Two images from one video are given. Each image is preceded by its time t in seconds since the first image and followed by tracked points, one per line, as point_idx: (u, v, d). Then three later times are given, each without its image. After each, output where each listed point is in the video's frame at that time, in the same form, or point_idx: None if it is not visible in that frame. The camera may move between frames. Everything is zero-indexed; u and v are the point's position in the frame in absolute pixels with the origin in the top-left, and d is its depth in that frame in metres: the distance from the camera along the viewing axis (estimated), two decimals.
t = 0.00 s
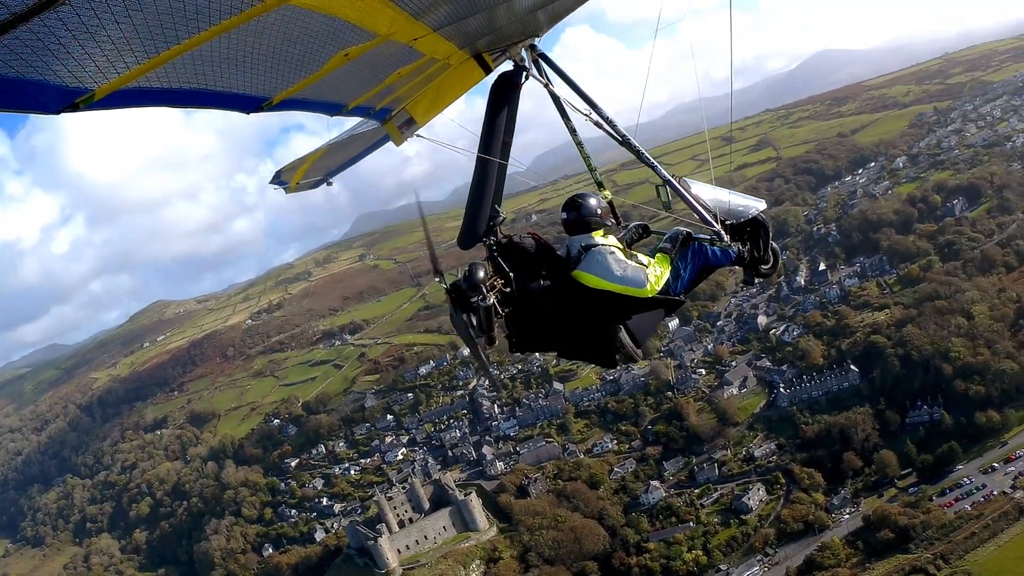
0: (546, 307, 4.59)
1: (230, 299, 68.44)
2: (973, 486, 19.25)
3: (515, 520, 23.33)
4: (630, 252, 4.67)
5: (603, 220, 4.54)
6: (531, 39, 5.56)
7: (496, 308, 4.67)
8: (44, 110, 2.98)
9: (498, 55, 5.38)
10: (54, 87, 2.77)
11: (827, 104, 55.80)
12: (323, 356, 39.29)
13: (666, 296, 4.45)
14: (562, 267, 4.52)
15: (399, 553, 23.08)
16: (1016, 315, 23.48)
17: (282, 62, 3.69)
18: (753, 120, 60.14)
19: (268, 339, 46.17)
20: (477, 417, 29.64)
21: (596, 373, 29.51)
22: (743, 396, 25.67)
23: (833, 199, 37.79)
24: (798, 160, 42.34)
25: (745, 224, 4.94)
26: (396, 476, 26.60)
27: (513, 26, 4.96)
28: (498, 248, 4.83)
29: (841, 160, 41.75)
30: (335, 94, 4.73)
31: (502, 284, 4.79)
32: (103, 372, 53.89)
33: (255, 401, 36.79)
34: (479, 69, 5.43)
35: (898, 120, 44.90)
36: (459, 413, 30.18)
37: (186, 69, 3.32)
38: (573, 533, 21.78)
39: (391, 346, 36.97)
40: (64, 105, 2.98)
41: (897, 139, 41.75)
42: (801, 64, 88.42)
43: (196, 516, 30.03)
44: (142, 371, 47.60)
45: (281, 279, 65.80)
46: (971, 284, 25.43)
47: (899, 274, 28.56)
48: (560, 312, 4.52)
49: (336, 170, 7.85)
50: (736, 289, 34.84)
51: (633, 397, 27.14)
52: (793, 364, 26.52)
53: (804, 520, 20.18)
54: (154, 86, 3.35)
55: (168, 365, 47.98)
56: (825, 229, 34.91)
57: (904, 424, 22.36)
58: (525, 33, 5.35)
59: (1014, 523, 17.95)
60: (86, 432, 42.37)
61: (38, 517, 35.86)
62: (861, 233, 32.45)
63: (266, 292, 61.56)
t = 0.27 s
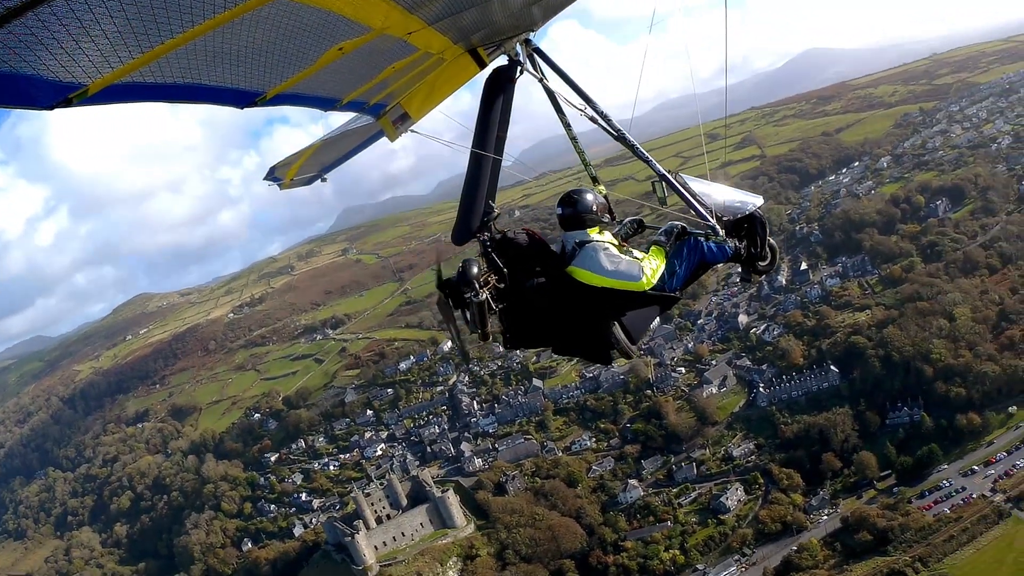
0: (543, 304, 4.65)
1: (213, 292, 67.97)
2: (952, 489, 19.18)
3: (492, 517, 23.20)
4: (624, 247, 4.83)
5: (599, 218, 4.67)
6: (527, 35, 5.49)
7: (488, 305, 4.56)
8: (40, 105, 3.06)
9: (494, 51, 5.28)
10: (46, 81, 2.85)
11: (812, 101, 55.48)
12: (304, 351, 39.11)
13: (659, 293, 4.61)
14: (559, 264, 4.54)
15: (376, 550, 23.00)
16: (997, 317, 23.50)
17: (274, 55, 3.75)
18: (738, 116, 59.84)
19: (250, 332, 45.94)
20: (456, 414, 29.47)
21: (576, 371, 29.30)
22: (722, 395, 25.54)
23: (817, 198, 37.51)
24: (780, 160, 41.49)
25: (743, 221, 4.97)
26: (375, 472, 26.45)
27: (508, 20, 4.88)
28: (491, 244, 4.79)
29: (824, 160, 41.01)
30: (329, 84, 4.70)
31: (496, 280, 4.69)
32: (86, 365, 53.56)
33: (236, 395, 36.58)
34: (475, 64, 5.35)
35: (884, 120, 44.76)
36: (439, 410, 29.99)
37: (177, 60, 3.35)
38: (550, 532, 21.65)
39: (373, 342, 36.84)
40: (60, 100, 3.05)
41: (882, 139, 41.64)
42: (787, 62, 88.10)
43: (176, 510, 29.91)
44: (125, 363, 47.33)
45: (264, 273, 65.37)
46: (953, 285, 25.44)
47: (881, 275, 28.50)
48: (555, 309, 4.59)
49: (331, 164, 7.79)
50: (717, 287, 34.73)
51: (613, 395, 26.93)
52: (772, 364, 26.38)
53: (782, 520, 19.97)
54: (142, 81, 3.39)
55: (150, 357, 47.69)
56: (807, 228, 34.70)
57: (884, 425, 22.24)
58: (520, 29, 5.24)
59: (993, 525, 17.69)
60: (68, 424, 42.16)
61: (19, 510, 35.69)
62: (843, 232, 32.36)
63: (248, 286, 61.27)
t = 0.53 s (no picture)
0: (534, 301, 4.68)
1: (196, 285, 67.45)
2: (929, 498, 19.09)
3: (467, 518, 23.03)
4: (616, 244, 4.91)
5: (592, 215, 4.66)
6: (522, 31, 5.38)
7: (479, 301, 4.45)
8: (35, 101, 3.16)
9: (490, 48, 5.27)
10: (42, 77, 2.95)
11: (797, 105, 55.09)
12: (284, 346, 38.90)
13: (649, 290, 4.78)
14: (550, 259, 4.61)
15: (349, 549, 22.83)
16: (978, 326, 23.39)
17: (268, 50, 3.87)
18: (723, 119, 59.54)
19: (230, 327, 45.71)
20: (433, 413, 29.25)
21: (554, 372, 29.10)
22: (699, 400, 25.36)
23: (799, 202, 37.38)
24: (765, 161, 41.88)
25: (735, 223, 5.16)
26: (350, 470, 26.28)
27: (503, 17, 4.84)
28: (483, 240, 4.69)
29: (809, 164, 41.17)
30: (324, 78, 4.78)
31: (485, 276, 4.64)
32: (66, 357, 53.13)
33: (215, 390, 36.34)
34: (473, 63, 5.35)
35: (869, 126, 44.65)
36: (416, 409, 29.79)
37: (172, 55, 3.44)
38: (523, 535, 21.46)
39: (353, 339, 36.67)
40: (53, 96, 3.15)
41: (866, 144, 41.53)
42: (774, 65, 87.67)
43: (153, 505, 29.75)
44: (105, 356, 47.03)
45: (246, 268, 64.91)
46: (934, 293, 25.39)
47: (861, 281, 28.46)
48: (546, 305, 4.62)
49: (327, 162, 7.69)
50: (698, 290, 34.59)
51: (590, 398, 26.72)
52: (750, 369, 26.23)
53: (757, 527, 19.83)
54: (135, 76, 3.46)
55: (131, 350, 47.42)
56: (789, 233, 34.50)
57: (861, 433, 22.14)
58: (516, 25, 5.18)
59: (969, 537, 17.41)
60: (48, 417, 41.91)
61: None
62: (825, 238, 32.26)
63: (230, 280, 60.98)
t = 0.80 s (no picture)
0: (534, 299, 4.49)
1: (182, 283, 67.23)
2: (911, 506, 18.99)
3: (446, 521, 22.92)
4: (615, 243, 4.68)
5: (591, 213, 4.46)
6: (523, 30, 5.28)
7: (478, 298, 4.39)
8: (34, 95, 3.03)
9: (490, 46, 5.14)
10: (43, 73, 2.83)
11: (784, 110, 55.06)
12: (268, 345, 38.80)
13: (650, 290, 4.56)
14: (549, 258, 4.47)
15: (326, 551, 22.53)
16: (963, 334, 23.31)
17: (271, 49, 3.71)
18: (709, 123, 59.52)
19: (216, 325, 45.61)
20: (415, 414, 29.11)
21: (536, 375, 28.97)
22: (682, 404, 25.15)
23: (786, 207, 37.35)
24: (753, 165, 41.73)
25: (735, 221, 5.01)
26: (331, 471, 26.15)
27: (504, 16, 4.71)
28: (484, 238, 4.58)
29: (797, 169, 41.23)
30: (325, 77, 4.58)
31: (487, 274, 4.54)
32: (51, 354, 52.82)
33: (199, 388, 36.17)
34: (471, 59, 5.16)
35: (856, 131, 44.65)
36: (398, 410, 29.66)
37: (173, 52, 3.30)
38: (502, 537, 21.28)
39: (337, 339, 36.62)
40: (53, 91, 3.04)
41: (853, 150, 41.51)
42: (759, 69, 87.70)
43: (136, 503, 29.57)
44: (90, 353, 46.76)
45: (232, 266, 64.72)
46: (919, 301, 25.31)
47: (846, 287, 28.40)
48: (546, 304, 4.43)
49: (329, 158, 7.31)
50: (683, 294, 34.50)
51: (572, 401, 26.58)
52: (733, 374, 26.04)
53: (738, 533, 19.74)
54: (137, 73, 3.34)
55: (116, 348, 47.16)
56: (776, 237, 34.42)
57: (844, 439, 22.01)
58: (517, 24, 5.07)
59: (952, 544, 17.37)
60: (33, 414, 41.64)
61: None
62: (810, 243, 32.18)
63: (216, 278, 60.84)
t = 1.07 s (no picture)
0: (535, 299, 4.44)
1: (170, 281, 66.96)
2: (895, 512, 18.91)
3: (429, 523, 22.78)
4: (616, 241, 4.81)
5: (593, 213, 4.55)
6: (521, 31, 5.35)
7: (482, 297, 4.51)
8: (32, 97, 3.00)
9: (487, 45, 5.17)
10: (41, 74, 2.80)
11: (774, 113, 54.81)
12: (254, 345, 38.68)
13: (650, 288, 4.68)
14: (550, 256, 4.37)
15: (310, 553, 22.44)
16: (949, 340, 23.27)
17: (269, 49, 3.70)
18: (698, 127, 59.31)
19: (203, 324, 45.45)
20: (400, 416, 28.96)
21: (521, 377, 28.82)
22: (666, 408, 25.00)
23: (775, 210, 37.23)
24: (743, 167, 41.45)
25: (734, 218, 5.30)
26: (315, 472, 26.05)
27: (502, 14, 4.75)
28: (485, 238, 4.58)
29: (786, 172, 41.09)
30: (325, 77, 4.57)
31: (488, 274, 4.67)
32: (38, 352, 52.50)
33: (185, 388, 35.99)
34: (469, 59, 5.18)
35: (845, 135, 44.53)
36: (382, 411, 29.53)
37: (172, 52, 3.27)
38: (485, 541, 21.14)
39: (323, 340, 36.57)
40: (52, 93, 3.01)
41: (842, 154, 41.37)
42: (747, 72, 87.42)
43: (121, 502, 29.42)
44: (77, 351, 46.49)
45: (220, 264, 64.50)
46: (906, 306, 25.27)
47: (832, 292, 28.35)
48: (548, 302, 4.39)
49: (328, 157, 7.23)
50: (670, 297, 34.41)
51: (556, 403, 26.42)
52: (718, 378, 25.89)
53: (721, 538, 19.52)
54: (137, 74, 3.31)
55: (103, 346, 46.89)
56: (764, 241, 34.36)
57: (829, 445, 21.90)
58: (514, 23, 5.12)
59: (936, 552, 17.10)
60: (19, 412, 41.38)
61: None
62: (798, 247, 32.08)
63: (203, 277, 60.58)
